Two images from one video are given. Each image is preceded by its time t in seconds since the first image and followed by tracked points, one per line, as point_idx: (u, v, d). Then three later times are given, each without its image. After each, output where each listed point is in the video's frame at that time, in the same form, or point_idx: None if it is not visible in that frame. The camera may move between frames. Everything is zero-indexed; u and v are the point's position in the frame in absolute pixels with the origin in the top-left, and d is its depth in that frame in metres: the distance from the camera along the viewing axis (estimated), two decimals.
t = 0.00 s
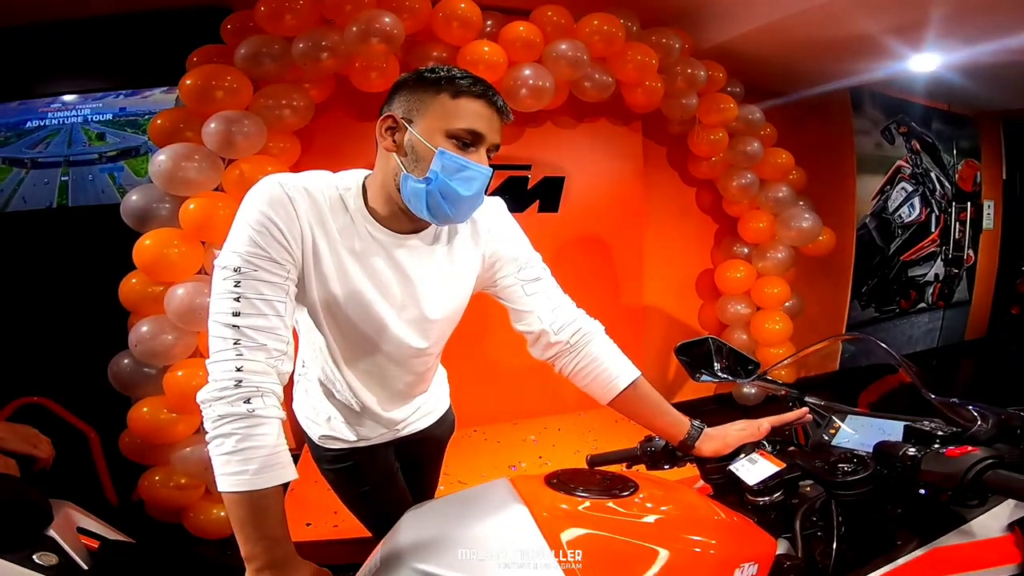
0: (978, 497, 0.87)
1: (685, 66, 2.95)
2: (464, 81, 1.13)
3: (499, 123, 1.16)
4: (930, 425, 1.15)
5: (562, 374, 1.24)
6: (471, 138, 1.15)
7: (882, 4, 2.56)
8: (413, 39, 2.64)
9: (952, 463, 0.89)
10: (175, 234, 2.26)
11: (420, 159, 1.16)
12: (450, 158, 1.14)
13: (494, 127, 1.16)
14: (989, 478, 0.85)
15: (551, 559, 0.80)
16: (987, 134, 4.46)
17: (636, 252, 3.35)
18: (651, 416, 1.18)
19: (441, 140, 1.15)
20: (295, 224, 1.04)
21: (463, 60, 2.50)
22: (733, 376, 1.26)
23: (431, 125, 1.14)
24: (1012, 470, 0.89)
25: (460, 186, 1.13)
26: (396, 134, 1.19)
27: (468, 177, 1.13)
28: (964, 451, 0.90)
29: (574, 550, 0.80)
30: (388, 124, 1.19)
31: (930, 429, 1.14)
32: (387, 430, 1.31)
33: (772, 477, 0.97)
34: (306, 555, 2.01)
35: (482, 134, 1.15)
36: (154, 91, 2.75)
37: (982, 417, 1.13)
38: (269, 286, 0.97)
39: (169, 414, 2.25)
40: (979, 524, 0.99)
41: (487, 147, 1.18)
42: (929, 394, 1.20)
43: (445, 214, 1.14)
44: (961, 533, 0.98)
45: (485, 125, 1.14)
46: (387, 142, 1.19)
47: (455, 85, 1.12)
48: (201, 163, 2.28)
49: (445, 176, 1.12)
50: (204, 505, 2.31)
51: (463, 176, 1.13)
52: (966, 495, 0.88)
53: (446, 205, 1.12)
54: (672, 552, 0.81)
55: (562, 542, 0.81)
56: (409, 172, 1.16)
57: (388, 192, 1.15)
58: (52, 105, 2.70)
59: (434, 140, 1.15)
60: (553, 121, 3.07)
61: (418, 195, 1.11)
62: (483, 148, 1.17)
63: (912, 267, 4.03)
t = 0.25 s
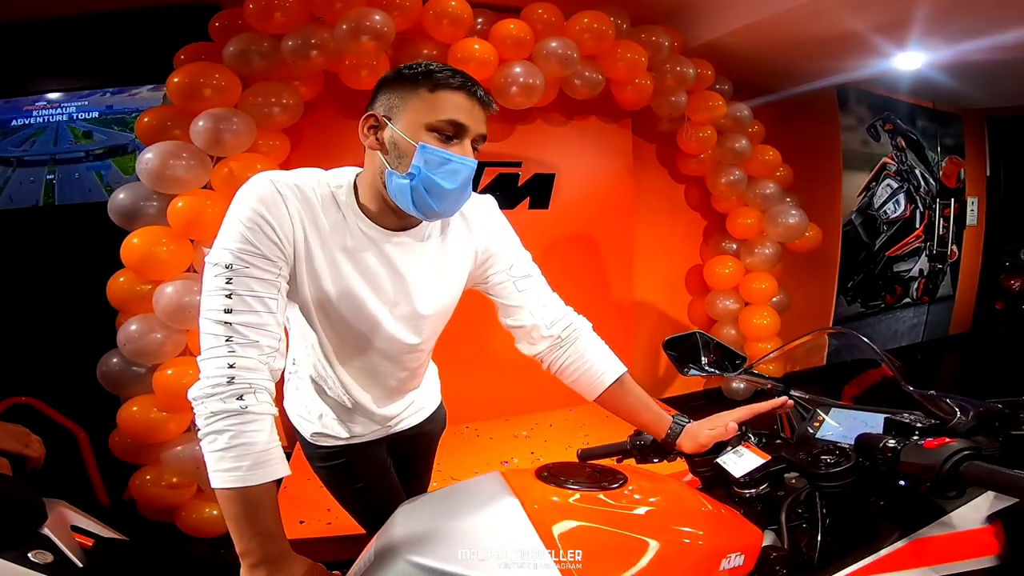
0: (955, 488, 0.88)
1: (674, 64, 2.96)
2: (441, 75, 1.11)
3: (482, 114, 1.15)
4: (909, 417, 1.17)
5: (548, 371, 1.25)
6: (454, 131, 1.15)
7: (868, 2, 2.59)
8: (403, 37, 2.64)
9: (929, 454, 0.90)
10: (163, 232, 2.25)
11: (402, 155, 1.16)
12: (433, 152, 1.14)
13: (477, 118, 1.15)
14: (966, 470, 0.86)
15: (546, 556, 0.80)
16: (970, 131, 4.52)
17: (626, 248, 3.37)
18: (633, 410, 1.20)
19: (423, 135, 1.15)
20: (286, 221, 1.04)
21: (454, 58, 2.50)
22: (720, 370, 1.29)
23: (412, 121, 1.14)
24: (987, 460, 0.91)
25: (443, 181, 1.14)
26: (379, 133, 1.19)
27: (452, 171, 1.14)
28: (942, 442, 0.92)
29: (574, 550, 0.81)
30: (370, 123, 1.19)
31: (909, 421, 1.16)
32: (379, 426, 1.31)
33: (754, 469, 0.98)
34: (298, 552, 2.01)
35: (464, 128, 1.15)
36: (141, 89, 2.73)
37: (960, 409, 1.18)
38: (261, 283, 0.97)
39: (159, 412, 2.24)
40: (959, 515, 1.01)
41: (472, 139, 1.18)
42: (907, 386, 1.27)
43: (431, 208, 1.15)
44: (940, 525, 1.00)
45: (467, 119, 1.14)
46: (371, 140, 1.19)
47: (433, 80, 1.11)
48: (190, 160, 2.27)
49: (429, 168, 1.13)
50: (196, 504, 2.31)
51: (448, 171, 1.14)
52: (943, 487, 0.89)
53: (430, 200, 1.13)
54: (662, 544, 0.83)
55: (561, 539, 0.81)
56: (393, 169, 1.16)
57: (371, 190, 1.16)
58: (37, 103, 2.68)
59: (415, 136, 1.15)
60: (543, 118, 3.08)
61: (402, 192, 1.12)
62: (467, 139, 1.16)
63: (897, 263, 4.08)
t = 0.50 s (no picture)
0: (929, 482, 0.90)
1: (662, 62, 2.98)
2: (379, 69, 1.11)
3: (426, 100, 1.12)
4: (886, 412, 1.21)
5: (538, 366, 1.26)
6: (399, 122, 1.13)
7: (852, 2, 2.62)
8: (392, 36, 2.64)
9: (904, 449, 0.92)
10: (150, 232, 2.24)
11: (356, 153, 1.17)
12: (376, 146, 1.13)
13: (422, 104, 1.12)
14: (939, 464, 0.88)
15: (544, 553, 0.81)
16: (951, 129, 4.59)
17: (614, 246, 3.39)
18: (625, 405, 1.23)
19: (370, 133, 1.14)
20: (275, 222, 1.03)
21: (443, 57, 2.51)
22: (706, 367, 1.30)
23: (359, 118, 1.15)
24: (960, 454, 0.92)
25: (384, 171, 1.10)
26: (342, 136, 1.22)
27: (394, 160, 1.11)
28: (916, 437, 0.93)
29: (574, 551, 0.82)
30: (335, 129, 1.23)
31: (886, 416, 1.20)
32: (370, 424, 1.32)
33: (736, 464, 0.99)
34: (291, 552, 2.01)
35: (409, 117, 1.12)
36: (126, 88, 2.71)
37: (936, 404, 1.18)
38: (252, 284, 0.97)
39: (148, 413, 2.23)
40: (936, 509, 1.02)
41: (423, 127, 1.14)
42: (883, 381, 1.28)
43: (377, 202, 1.11)
44: (915, 520, 1.01)
45: (407, 106, 1.11)
46: (337, 147, 1.22)
47: (371, 76, 1.12)
48: (176, 160, 2.26)
49: (371, 163, 1.12)
50: (187, 504, 2.30)
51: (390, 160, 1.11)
52: (919, 480, 0.91)
53: (374, 192, 1.11)
54: (651, 538, 0.84)
55: (559, 539, 0.82)
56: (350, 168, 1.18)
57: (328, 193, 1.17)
58: (20, 103, 2.66)
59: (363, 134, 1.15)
60: (532, 116, 3.09)
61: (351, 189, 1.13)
62: (418, 130, 1.14)
63: (881, 259, 4.13)
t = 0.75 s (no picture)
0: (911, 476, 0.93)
1: (650, 61, 3.00)
2: (372, 67, 1.11)
3: (415, 100, 1.11)
4: (870, 408, 1.23)
5: (529, 368, 1.28)
6: (386, 120, 1.12)
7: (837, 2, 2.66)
8: (380, 35, 2.63)
9: (886, 444, 0.95)
10: (136, 234, 2.22)
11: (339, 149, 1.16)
12: (361, 142, 1.12)
13: (409, 103, 1.11)
14: (920, 459, 0.90)
15: (545, 551, 0.82)
16: (934, 127, 4.65)
17: (603, 244, 3.41)
18: (612, 404, 1.24)
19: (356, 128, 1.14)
20: (256, 226, 1.03)
21: (432, 57, 2.51)
22: (695, 364, 1.32)
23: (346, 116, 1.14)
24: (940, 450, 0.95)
25: (367, 167, 1.10)
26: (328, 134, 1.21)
27: (379, 158, 1.10)
28: (898, 433, 0.96)
29: (574, 550, 0.83)
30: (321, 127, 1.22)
31: (869, 412, 1.22)
32: (363, 425, 1.32)
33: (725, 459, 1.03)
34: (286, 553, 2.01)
35: (396, 115, 1.12)
36: (111, 88, 2.68)
37: (918, 400, 1.22)
38: (234, 289, 0.97)
39: (137, 416, 2.21)
40: (920, 504, 1.04)
41: (409, 127, 1.13)
42: (866, 378, 1.28)
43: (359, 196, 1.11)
44: (900, 514, 1.03)
45: (395, 105, 1.11)
46: (322, 143, 1.22)
47: (363, 72, 1.11)
48: (162, 161, 2.24)
49: (355, 158, 1.11)
50: (179, 507, 2.29)
51: (374, 157, 1.10)
52: (901, 475, 0.94)
53: (355, 187, 1.11)
54: (643, 534, 0.85)
55: (558, 539, 0.83)
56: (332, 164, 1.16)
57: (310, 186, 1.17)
58: (2, 104, 2.63)
59: (348, 130, 1.14)
60: (521, 115, 3.09)
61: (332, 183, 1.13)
62: (403, 129, 1.13)
63: (866, 254, 4.17)
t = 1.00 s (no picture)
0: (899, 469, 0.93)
1: (641, 58, 3.00)
2: (367, 58, 1.10)
3: (414, 97, 1.13)
4: (858, 401, 1.22)
5: (521, 359, 1.30)
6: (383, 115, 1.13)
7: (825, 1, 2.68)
8: (370, 33, 2.63)
9: (874, 437, 0.94)
10: (124, 233, 2.20)
11: (330, 141, 1.15)
12: (358, 137, 1.12)
13: (407, 99, 1.12)
14: (907, 452, 0.90)
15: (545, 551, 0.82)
16: (920, 123, 4.70)
17: (595, 241, 3.42)
18: (605, 396, 1.25)
19: (350, 121, 1.13)
20: (234, 223, 1.02)
21: (423, 54, 2.50)
22: (686, 359, 1.34)
23: (340, 108, 1.14)
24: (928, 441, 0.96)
25: (368, 164, 1.11)
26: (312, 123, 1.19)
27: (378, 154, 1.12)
28: (885, 424, 0.96)
29: (574, 551, 0.82)
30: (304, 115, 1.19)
31: (857, 405, 1.21)
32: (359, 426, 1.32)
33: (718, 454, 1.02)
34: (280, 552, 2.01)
35: (396, 111, 1.13)
36: (97, 87, 2.66)
37: (906, 394, 1.22)
38: (214, 287, 0.97)
39: (128, 417, 2.20)
40: (907, 496, 1.07)
41: (406, 123, 1.15)
42: (854, 372, 1.30)
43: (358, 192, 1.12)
44: (890, 505, 1.05)
45: (395, 100, 1.11)
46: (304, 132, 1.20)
47: (358, 63, 1.10)
48: (150, 160, 2.23)
49: (354, 154, 1.12)
50: (173, 508, 2.28)
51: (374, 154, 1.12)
52: (888, 467, 0.93)
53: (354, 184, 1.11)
54: (637, 528, 0.86)
55: (555, 536, 0.83)
56: (322, 156, 1.15)
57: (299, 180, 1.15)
58: None
59: (342, 122, 1.14)
60: (513, 113, 3.09)
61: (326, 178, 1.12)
62: (399, 124, 1.14)
63: (854, 250, 4.20)
